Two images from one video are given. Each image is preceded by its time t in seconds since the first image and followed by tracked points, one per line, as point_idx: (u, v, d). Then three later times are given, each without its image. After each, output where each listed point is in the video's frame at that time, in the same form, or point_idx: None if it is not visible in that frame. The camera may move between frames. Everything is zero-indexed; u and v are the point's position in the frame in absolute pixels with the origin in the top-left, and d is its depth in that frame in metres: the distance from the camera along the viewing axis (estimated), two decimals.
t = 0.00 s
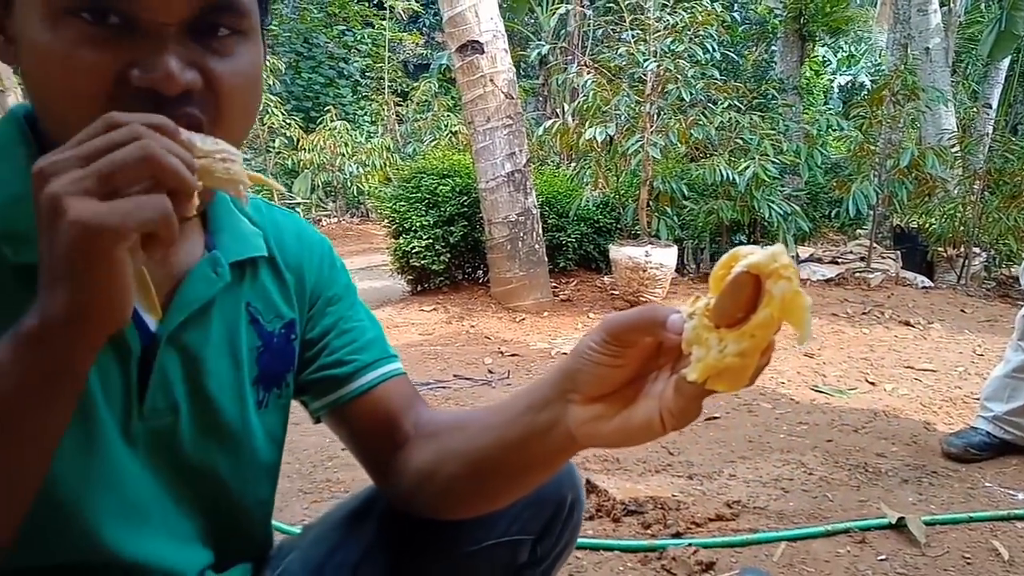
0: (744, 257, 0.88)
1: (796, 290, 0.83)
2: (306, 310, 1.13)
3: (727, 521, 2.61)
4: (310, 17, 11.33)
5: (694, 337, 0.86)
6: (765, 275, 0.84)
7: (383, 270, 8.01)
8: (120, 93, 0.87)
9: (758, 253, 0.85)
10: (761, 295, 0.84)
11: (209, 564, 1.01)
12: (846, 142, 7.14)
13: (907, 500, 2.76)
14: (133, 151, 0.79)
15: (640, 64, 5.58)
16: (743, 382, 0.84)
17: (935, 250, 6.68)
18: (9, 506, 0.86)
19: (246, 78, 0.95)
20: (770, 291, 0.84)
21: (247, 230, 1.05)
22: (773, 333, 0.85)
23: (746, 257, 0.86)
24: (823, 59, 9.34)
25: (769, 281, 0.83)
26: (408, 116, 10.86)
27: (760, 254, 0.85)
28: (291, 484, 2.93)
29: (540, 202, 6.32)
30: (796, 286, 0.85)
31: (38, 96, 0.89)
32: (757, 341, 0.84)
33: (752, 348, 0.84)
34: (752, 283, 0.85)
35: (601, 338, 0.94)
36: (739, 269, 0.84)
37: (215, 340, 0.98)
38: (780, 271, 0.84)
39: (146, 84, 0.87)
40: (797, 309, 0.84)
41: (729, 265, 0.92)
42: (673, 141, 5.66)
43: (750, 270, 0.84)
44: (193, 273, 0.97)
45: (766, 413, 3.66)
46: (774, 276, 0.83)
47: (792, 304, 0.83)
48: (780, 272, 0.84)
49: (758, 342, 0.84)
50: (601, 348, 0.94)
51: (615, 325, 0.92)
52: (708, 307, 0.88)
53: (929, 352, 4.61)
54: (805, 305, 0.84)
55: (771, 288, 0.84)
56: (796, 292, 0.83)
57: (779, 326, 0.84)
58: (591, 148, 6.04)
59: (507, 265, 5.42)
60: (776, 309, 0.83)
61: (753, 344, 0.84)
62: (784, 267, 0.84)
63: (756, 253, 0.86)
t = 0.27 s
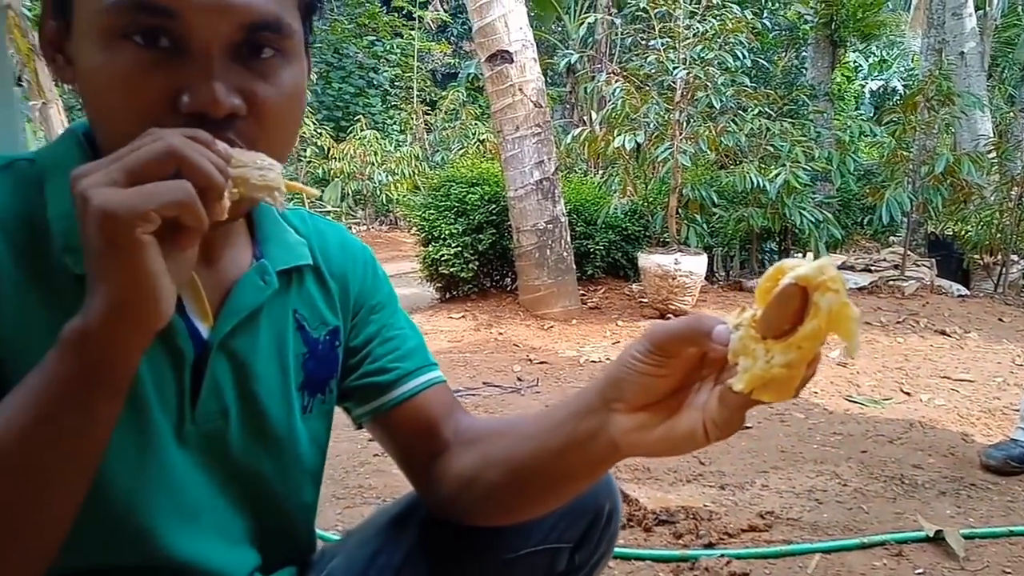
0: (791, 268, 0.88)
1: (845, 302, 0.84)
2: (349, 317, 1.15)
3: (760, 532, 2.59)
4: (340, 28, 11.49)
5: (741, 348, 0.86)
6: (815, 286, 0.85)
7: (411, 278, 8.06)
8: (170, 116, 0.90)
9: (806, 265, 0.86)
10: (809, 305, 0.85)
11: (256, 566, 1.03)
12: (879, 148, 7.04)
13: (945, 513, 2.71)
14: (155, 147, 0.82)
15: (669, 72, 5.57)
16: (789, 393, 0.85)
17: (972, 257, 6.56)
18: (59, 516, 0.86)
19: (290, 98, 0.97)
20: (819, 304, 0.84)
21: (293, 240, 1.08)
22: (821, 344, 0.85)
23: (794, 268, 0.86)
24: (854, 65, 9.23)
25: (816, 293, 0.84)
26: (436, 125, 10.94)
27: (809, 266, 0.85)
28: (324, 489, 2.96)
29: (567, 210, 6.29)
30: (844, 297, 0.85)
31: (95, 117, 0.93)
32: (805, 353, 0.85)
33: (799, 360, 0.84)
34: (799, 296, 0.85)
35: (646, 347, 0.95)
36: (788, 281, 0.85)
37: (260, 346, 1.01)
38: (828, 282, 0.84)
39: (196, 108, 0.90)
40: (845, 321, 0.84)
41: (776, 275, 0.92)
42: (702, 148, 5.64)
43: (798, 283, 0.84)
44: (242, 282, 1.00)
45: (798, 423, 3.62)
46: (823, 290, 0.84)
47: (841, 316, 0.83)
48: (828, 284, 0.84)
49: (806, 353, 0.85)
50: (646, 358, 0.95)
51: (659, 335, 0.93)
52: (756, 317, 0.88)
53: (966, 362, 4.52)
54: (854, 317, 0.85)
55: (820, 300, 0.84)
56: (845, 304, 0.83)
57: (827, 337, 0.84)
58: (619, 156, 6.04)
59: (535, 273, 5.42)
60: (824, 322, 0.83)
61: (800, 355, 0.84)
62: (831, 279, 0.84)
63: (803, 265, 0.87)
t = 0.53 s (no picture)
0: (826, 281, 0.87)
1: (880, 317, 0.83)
2: (383, 327, 1.17)
3: (789, 543, 2.56)
4: (364, 39, 11.61)
5: (776, 361, 0.87)
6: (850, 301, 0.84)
7: (434, 286, 8.10)
8: (220, 130, 0.92)
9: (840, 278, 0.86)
10: (843, 319, 0.85)
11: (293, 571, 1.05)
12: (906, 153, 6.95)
13: (979, 525, 2.66)
14: (205, 176, 0.84)
15: (693, 79, 5.55)
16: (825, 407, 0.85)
17: (1003, 264, 6.44)
18: (109, 531, 0.87)
19: (331, 111, 1.00)
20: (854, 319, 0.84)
21: (329, 252, 1.11)
22: (856, 357, 0.85)
23: (829, 280, 0.86)
24: (879, 69, 9.13)
25: (851, 306, 0.84)
26: (459, 134, 11.01)
27: (844, 280, 0.85)
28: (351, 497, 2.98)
29: (591, 217, 6.32)
30: (879, 310, 0.85)
31: (145, 131, 0.94)
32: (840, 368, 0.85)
33: (834, 373, 0.85)
34: (835, 310, 0.85)
35: (680, 360, 0.95)
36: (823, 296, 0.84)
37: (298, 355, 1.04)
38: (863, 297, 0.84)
39: (247, 122, 0.92)
40: (881, 336, 0.84)
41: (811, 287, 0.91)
42: (727, 155, 5.61)
43: (833, 297, 0.84)
44: (280, 292, 1.03)
45: (826, 432, 3.58)
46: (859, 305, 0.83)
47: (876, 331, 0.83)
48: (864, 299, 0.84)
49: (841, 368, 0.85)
50: (680, 370, 0.96)
51: (694, 349, 0.93)
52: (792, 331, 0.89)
53: (998, 370, 4.44)
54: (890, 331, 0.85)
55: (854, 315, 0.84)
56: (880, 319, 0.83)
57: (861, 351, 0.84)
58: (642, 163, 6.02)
59: (558, 281, 5.43)
60: (859, 336, 0.83)
61: (835, 370, 0.85)
62: (867, 293, 0.84)
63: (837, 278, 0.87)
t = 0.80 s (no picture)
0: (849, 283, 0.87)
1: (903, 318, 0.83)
2: (403, 332, 1.18)
3: (808, 548, 2.54)
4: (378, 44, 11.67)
5: (799, 362, 0.87)
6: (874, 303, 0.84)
7: (449, 290, 8.11)
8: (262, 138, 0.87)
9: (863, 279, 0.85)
10: (866, 321, 0.84)
11: None
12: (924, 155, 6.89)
13: (1001, 531, 2.63)
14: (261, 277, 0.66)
15: (708, 82, 5.52)
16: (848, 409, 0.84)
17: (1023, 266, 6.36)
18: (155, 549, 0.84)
19: (363, 114, 0.95)
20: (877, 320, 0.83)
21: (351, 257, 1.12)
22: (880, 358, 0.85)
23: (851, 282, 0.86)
24: (895, 70, 9.06)
25: (874, 307, 0.83)
26: (473, 138, 11.04)
27: (867, 281, 0.84)
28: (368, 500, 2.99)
29: (605, 220, 6.31)
30: (903, 310, 0.84)
31: (183, 139, 0.90)
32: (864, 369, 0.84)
33: (857, 375, 0.84)
34: (858, 311, 0.84)
35: (702, 361, 0.95)
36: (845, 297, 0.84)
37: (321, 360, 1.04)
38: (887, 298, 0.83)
39: (289, 128, 0.87)
40: (905, 337, 0.83)
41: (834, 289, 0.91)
42: (742, 157, 5.59)
43: (857, 298, 0.83)
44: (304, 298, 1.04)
45: (845, 437, 3.55)
46: (882, 306, 0.83)
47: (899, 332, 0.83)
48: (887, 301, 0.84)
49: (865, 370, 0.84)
50: (701, 371, 0.96)
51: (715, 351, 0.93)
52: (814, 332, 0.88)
53: (1019, 374, 4.38)
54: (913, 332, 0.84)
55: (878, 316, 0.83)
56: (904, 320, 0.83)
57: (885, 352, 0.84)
58: (657, 167, 6.01)
59: (573, 284, 5.42)
60: (883, 336, 0.82)
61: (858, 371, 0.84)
62: (890, 294, 0.83)
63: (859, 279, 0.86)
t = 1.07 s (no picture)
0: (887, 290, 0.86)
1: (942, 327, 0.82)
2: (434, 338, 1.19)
3: (832, 560, 2.51)
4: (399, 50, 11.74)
5: (835, 370, 0.86)
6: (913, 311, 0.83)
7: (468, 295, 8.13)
8: (303, 147, 0.89)
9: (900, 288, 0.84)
10: (904, 329, 0.83)
11: None
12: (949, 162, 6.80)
13: None
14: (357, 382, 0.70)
15: (730, 88, 5.49)
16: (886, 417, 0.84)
17: None
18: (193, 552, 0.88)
19: (401, 124, 0.95)
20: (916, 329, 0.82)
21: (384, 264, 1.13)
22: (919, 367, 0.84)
23: (889, 290, 0.85)
24: (920, 76, 8.96)
25: (912, 315, 0.82)
26: (493, 144, 11.07)
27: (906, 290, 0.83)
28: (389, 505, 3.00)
29: (626, 226, 6.30)
30: (943, 319, 0.83)
31: (228, 149, 0.92)
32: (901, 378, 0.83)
33: (894, 384, 0.83)
34: (897, 320, 0.83)
35: (737, 369, 0.95)
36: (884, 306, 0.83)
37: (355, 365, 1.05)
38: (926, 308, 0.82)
39: (329, 137, 0.88)
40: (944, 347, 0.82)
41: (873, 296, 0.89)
42: (765, 164, 5.55)
43: (895, 306, 0.82)
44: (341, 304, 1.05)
45: (869, 447, 3.51)
46: (921, 316, 0.82)
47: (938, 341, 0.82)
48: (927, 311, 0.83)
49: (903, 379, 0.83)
50: (736, 379, 0.96)
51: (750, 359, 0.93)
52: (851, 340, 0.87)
53: None
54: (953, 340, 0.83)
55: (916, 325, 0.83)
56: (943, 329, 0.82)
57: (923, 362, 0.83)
58: (678, 173, 5.98)
59: (593, 290, 5.41)
60: (922, 345, 0.81)
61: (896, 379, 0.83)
62: (929, 303, 0.82)
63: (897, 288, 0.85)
